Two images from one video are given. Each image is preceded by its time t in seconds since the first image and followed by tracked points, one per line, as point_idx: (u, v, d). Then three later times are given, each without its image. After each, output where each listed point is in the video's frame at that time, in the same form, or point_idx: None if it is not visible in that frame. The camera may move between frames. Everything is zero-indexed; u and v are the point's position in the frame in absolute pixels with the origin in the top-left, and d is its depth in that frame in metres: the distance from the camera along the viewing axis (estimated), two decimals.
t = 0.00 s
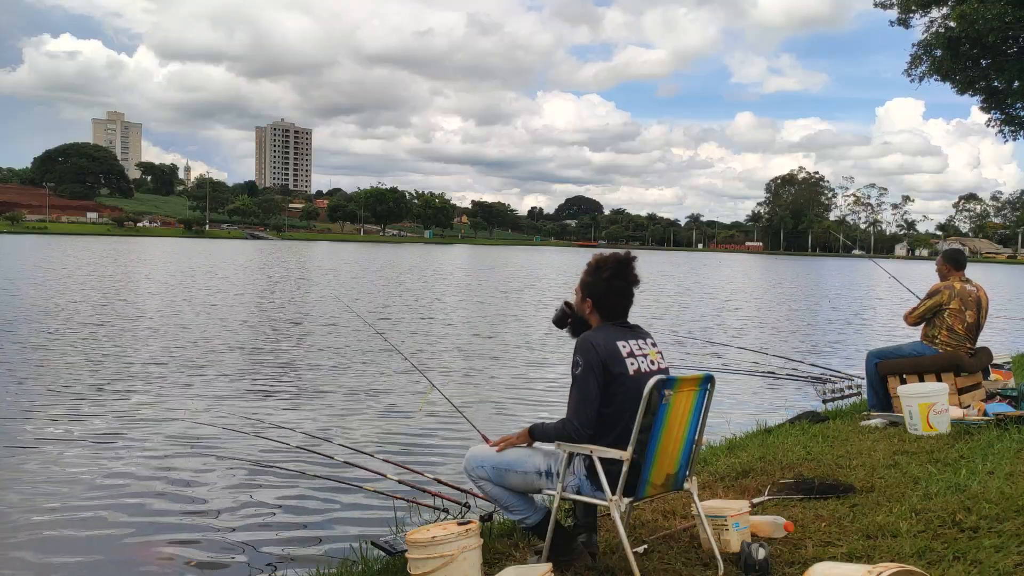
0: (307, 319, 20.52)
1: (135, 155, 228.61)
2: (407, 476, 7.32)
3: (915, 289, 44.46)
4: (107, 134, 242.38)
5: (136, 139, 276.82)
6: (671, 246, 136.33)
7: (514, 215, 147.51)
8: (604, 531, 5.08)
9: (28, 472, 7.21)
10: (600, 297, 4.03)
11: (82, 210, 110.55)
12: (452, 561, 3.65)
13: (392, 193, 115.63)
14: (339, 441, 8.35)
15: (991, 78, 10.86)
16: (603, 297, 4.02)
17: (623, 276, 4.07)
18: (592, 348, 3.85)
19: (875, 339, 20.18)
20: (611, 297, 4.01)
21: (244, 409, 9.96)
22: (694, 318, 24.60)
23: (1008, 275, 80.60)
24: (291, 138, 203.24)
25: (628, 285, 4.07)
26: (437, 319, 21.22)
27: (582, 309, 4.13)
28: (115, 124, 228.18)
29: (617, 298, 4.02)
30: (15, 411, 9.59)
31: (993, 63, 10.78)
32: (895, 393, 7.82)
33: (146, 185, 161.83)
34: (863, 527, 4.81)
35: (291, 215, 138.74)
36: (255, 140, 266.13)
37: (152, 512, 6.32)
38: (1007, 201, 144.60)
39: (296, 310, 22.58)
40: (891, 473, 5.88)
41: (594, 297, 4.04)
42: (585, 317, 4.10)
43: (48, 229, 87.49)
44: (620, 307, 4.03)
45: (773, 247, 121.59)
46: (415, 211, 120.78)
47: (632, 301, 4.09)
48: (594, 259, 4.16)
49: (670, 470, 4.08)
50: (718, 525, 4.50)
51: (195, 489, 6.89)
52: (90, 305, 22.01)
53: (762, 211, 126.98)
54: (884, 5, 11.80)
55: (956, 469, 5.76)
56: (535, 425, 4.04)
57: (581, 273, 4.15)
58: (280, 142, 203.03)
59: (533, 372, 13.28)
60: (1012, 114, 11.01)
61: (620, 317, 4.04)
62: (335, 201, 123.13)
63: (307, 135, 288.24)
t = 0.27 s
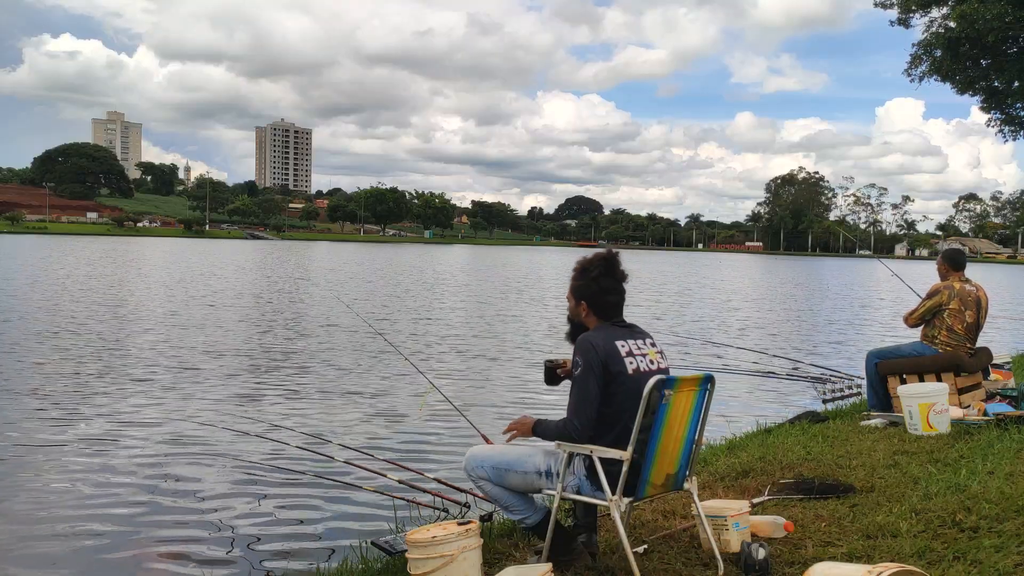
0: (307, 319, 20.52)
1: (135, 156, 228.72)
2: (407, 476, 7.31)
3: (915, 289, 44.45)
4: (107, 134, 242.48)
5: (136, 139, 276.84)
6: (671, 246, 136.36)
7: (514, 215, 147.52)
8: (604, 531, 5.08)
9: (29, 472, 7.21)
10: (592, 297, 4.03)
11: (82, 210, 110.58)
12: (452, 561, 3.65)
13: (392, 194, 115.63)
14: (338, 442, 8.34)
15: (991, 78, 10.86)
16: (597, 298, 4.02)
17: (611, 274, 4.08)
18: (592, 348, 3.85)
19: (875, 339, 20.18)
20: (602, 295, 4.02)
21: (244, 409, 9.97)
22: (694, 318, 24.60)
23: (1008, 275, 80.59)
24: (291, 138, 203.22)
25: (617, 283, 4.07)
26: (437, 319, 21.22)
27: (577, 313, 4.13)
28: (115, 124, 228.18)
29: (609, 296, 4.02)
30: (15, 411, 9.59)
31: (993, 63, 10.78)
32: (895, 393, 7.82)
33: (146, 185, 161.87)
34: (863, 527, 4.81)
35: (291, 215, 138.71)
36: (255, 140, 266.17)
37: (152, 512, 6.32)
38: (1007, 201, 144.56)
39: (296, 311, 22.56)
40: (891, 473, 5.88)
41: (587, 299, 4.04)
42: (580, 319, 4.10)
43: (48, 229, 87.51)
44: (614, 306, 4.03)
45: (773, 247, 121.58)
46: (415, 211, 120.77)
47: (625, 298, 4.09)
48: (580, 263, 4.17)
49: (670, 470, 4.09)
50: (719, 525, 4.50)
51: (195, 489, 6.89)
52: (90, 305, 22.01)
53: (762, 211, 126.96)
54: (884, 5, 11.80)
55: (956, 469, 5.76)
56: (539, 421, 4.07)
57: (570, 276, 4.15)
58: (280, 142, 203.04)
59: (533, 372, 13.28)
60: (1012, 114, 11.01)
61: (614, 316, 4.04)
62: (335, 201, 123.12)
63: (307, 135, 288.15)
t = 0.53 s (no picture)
0: (307, 319, 20.51)
1: (135, 156, 228.81)
2: (407, 476, 7.31)
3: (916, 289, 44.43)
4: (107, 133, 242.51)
5: (136, 139, 276.79)
6: (671, 246, 136.37)
7: (514, 215, 147.53)
8: (604, 531, 5.09)
9: (29, 472, 7.21)
10: (589, 298, 4.03)
11: (82, 210, 110.59)
12: (452, 561, 3.65)
13: (392, 194, 115.63)
14: (338, 442, 8.34)
15: (992, 78, 10.86)
16: (593, 297, 4.02)
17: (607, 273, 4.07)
18: (590, 348, 3.85)
19: (875, 339, 20.17)
20: (599, 295, 4.01)
21: (245, 409, 9.97)
22: (694, 317, 24.61)
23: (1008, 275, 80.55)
24: (291, 138, 203.20)
25: (614, 281, 4.07)
26: (437, 318, 21.22)
27: (575, 315, 4.12)
28: (115, 124, 228.23)
29: (605, 295, 4.02)
30: (15, 411, 9.59)
31: (993, 63, 10.78)
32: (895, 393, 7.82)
33: (146, 185, 161.82)
34: (864, 527, 4.81)
35: (291, 215, 138.73)
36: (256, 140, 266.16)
37: (152, 512, 6.32)
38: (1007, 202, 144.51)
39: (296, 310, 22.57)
40: (891, 473, 5.88)
41: (584, 299, 4.04)
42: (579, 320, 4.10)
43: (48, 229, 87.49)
44: (611, 305, 4.03)
45: (773, 247, 121.56)
46: (416, 211, 120.75)
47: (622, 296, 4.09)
48: (577, 263, 4.17)
49: (670, 470, 4.09)
50: (719, 525, 4.50)
51: (195, 489, 6.89)
52: (91, 305, 22.00)
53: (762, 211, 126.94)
54: (884, 5, 11.80)
55: (956, 469, 5.76)
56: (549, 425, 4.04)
57: (567, 277, 4.15)
58: (280, 142, 203.01)
59: (533, 372, 13.28)
60: (1012, 114, 11.01)
61: (612, 315, 4.04)
62: (335, 201, 123.14)
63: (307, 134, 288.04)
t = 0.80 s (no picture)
0: (307, 319, 20.52)
1: (135, 156, 228.85)
2: (407, 476, 7.31)
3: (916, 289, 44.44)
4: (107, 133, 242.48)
5: (137, 139, 276.70)
6: (671, 246, 136.36)
7: (514, 215, 147.55)
8: (604, 531, 5.09)
9: (29, 472, 7.21)
10: (586, 298, 4.03)
11: (82, 210, 110.59)
12: (452, 561, 3.65)
13: (392, 193, 115.65)
14: (338, 442, 8.34)
15: (991, 78, 10.86)
16: (590, 298, 4.02)
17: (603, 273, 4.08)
18: (589, 349, 3.84)
19: (875, 339, 20.17)
20: (597, 294, 4.01)
21: (245, 409, 9.98)
22: (694, 317, 24.62)
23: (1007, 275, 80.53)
24: (291, 138, 203.23)
25: (610, 281, 4.07)
26: (437, 318, 21.22)
27: (572, 317, 4.12)
28: (115, 124, 228.30)
29: (602, 294, 4.02)
30: (15, 410, 9.60)
31: (993, 63, 10.78)
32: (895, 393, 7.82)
33: (146, 185, 161.82)
34: (864, 528, 4.81)
35: (291, 215, 138.74)
36: (255, 140, 266.20)
37: (152, 512, 6.32)
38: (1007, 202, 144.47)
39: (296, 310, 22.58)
40: (891, 473, 5.88)
41: (582, 300, 4.03)
42: (577, 321, 4.09)
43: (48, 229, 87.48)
44: (608, 305, 4.03)
45: (773, 247, 121.56)
46: (415, 211, 120.76)
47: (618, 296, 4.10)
48: (572, 265, 4.16)
49: (670, 470, 4.08)
50: (719, 525, 4.50)
51: (195, 489, 6.89)
52: (90, 305, 22.00)
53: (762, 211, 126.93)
54: (884, 5, 11.80)
55: (956, 469, 5.76)
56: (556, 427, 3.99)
57: (563, 278, 4.15)
58: (280, 142, 203.02)
59: (534, 372, 13.28)
60: (1012, 114, 11.01)
61: (610, 315, 4.04)
62: (335, 201, 123.17)
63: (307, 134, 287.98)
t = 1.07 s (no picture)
0: (308, 319, 20.52)
1: (135, 156, 228.92)
2: (407, 476, 7.31)
3: (916, 289, 44.44)
4: (106, 134, 242.53)
5: (136, 140, 276.71)
6: (671, 246, 136.33)
7: (514, 215, 147.56)
8: (604, 531, 5.09)
9: (28, 472, 7.21)
10: (582, 299, 4.03)
11: (82, 210, 110.58)
12: (452, 561, 3.65)
13: (392, 194, 115.63)
14: (338, 442, 8.35)
15: (991, 78, 10.86)
16: (585, 298, 4.03)
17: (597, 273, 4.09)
18: (590, 349, 3.84)
19: (875, 339, 20.16)
20: (593, 294, 4.03)
21: (244, 409, 9.98)
22: (694, 318, 24.62)
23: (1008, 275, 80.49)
24: (291, 138, 203.15)
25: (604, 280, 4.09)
26: (437, 318, 21.22)
27: (568, 321, 4.10)
28: (115, 124, 228.36)
29: (598, 293, 4.03)
30: (15, 410, 9.60)
31: (993, 63, 10.78)
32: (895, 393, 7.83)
33: (146, 185, 161.75)
34: (863, 527, 4.81)
35: (291, 215, 138.74)
36: (256, 140, 266.22)
37: (151, 512, 6.32)
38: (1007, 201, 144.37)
39: (297, 310, 22.59)
40: (891, 473, 5.88)
41: (576, 301, 4.04)
42: (574, 323, 4.09)
43: (48, 229, 87.49)
44: (603, 304, 4.04)
45: (773, 247, 121.55)
46: (416, 211, 120.72)
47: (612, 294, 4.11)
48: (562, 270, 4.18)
49: (670, 470, 4.08)
50: (719, 525, 4.50)
51: (195, 489, 6.89)
52: (90, 305, 22.00)
53: (762, 211, 126.88)
54: (884, 5, 11.80)
55: (956, 470, 5.76)
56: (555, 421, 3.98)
57: (557, 281, 4.14)
58: (280, 142, 202.93)
59: (533, 372, 13.27)
60: (1012, 114, 11.01)
61: (606, 315, 4.05)
62: (335, 201, 123.18)
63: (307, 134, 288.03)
